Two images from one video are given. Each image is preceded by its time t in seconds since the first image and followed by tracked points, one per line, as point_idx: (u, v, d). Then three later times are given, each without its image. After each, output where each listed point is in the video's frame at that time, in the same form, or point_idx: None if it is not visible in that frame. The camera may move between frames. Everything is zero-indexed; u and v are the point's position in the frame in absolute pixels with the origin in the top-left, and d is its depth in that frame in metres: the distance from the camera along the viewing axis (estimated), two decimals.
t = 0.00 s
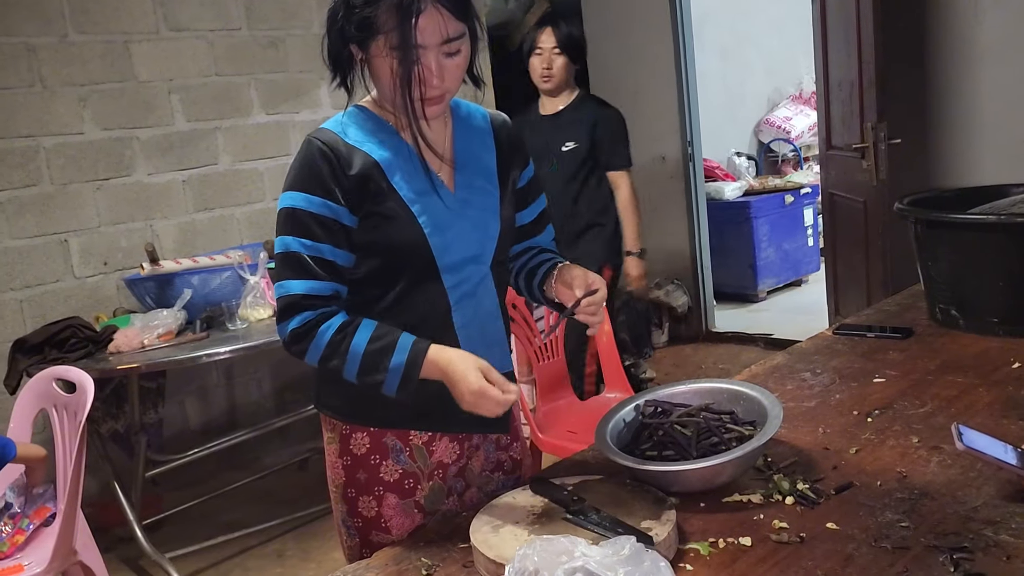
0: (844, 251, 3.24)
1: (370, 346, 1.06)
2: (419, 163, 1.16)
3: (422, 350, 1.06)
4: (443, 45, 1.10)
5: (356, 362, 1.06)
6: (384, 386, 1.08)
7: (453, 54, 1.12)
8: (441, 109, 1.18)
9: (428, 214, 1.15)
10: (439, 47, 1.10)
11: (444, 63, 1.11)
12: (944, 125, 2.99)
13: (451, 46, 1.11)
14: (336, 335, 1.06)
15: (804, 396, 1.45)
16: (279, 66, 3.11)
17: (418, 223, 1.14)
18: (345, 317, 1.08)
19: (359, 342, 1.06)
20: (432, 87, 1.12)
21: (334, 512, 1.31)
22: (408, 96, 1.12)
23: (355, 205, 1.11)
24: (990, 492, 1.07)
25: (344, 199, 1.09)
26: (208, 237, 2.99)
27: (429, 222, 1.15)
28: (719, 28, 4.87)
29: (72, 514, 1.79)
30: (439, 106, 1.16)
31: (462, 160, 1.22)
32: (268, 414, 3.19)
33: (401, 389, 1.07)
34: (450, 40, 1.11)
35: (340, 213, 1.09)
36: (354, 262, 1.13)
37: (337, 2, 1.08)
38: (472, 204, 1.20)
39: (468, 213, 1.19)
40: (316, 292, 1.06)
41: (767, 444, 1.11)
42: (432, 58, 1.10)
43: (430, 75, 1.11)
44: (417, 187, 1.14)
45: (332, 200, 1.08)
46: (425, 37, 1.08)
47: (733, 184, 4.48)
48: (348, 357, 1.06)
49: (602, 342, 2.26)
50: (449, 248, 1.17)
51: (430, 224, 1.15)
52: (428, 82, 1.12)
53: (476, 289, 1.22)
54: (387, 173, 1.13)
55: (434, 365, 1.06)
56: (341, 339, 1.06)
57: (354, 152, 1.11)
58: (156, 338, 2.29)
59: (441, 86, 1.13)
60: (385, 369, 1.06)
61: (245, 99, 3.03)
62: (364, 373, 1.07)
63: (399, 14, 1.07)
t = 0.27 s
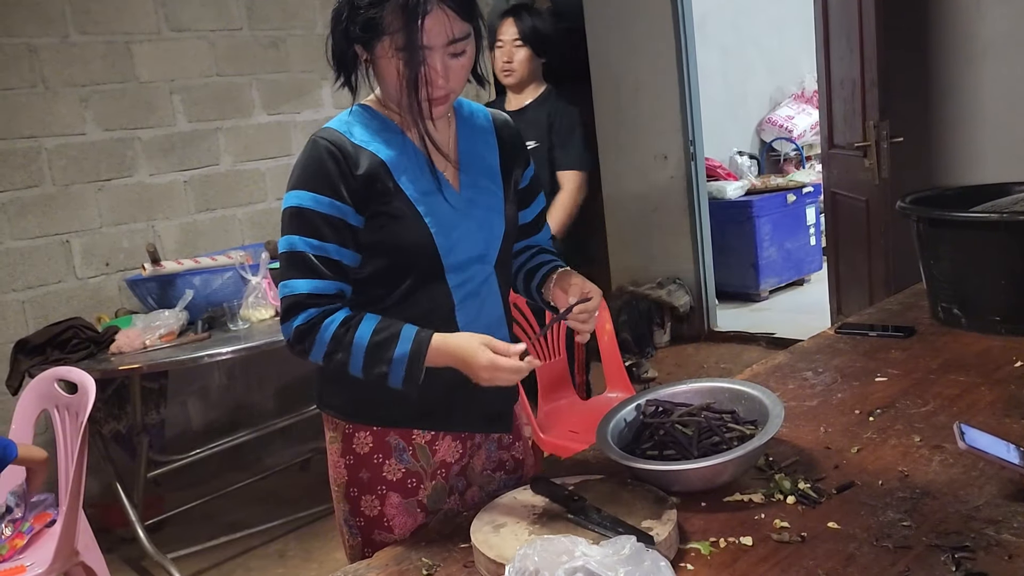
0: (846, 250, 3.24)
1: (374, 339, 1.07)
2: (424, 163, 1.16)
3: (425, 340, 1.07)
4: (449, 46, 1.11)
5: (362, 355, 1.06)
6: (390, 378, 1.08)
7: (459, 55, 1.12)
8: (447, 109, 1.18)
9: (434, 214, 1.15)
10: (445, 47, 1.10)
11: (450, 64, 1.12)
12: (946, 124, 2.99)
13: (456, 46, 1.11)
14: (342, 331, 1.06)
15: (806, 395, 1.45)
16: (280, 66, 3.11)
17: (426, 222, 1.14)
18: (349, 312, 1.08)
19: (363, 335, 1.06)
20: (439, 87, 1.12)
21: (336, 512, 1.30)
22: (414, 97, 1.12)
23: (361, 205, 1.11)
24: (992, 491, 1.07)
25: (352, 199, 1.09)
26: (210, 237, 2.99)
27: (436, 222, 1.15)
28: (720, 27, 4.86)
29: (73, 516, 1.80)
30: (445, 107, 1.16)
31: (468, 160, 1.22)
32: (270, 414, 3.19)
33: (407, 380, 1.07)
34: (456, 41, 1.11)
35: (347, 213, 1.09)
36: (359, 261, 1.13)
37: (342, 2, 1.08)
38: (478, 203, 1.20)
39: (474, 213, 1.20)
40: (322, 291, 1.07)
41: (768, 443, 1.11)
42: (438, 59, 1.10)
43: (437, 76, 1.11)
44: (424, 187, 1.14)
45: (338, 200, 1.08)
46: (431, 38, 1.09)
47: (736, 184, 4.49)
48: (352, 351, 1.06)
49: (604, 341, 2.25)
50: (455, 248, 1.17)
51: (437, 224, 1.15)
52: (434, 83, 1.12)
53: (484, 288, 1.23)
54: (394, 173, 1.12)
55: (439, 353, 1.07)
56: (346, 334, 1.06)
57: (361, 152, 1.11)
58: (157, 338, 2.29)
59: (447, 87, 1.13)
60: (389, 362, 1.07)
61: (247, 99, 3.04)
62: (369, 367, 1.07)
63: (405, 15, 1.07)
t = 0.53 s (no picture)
0: (849, 249, 3.23)
1: (370, 322, 1.05)
2: (427, 160, 1.16)
3: (420, 319, 1.06)
4: (452, 44, 1.10)
5: (360, 339, 1.05)
6: (388, 363, 1.06)
7: (462, 53, 1.12)
8: (451, 108, 1.18)
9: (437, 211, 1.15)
10: (448, 46, 1.10)
11: (453, 62, 1.11)
12: (949, 123, 2.98)
13: (458, 45, 1.11)
14: (340, 319, 1.05)
15: (809, 395, 1.45)
16: (282, 66, 3.11)
17: (428, 220, 1.14)
18: (347, 301, 1.08)
19: (357, 320, 1.05)
20: (442, 85, 1.12)
21: (341, 510, 1.31)
22: (418, 94, 1.12)
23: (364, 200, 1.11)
24: (996, 491, 1.06)
25: (354, 195, 1.09)
26: (213, 237, 3.00)
27: (439, 219, 1.14)
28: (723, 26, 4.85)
29: (77, 515, 1.80)
30: (449, 105, 1.16)
31: (472, 158, 1.21)
32: (274, 413, 3.20)
33: (405, 362, 1.06)
34: (458, 39, 1.11)
35: (349, 209, 1.09)
36: (361, 258, 1.13)
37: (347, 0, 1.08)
38: (481, 201, 1.20)
39: (477, 211, 1.19)
40: (323, 284, 1.07)
41: (771, 443, 1.11)
42: (441, 57, 1.10)
43: (439, 74, 1.11)
44: (427, 184, 1.14)
45: (340, 195, 1.08)
46: (434, 36, 1.08)
47: (739, 183, 4.50)
48: (350, 336, 1.05)
49: (607, 340, 2.25)
50: (457, 245, 1.17)
51: (439, 221, 1.15)
52: (437, 81, 1.11)
53: (486, 286, 1.23)
54: (396, 169, 1.12)
55: (434, 331, 1.06)
56: (344, 321, 1.05)
57: (364, 148, 1.11)
58: (161, 338, 2.29)
59: (450, 85, 1.13)
60: (387, 343, 1.05)
61: (249, 99, 3.04)
62: (368, 354, 1.06)
63: (408, 14, 1.06)
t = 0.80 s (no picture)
0: (852, 250, 3.23)
1: (365, 312, 1.05)
2: (431, 159, 1.16)
3: (412, 305, 1.06)
4: (454, 41, 1.10)
5: (355, 330, 1.05)
6: (386, 350, 1.06)
7: (465, 51, 1.12)
8: (455, 106, 1.17)
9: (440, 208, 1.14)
10: (450, 43, 1.09)
11: (455, 59, 1.11)
12: (951, 124, 2.98)
13: (461, 42, 1.11)
14: (337, 310, 1.05)
15: (813, 396, 1.44)
16: (285, 66, 3.11)
17: (431, 217, 1.13)
18: (345, 293, 1.08)
19: (353, 311, 1.05)
20: (445, 83, 1.11)
21: (346, 510, 1.31)
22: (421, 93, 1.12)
23: (367, 197, 1.10)
24: (1003, 492, 1.06)
25: (357, 192, 1.09)
26: (215, 237, 2.99)
27: (442, 216, 1.14)
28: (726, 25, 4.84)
29: (80, 516, 1.80)
30: (453, 103, 1.16)
31: (478, 157, 1.21)
32: (276, 413, 3.19)
33: (401, 350, 1.06)
34: (461, 36, 1.10)
35: (352, 206, 1.09)
36: (363, 256, 1.12)
37: None
38: (485, 199, 1.19)
39: (481, 210, 1.18)
40: (323, 280, 1.07)
41: (776, 444, 1.10)
42: (443, 55, 1.09)
43: (442, 71, 1.10)
44: (431, 181, 1.14)
45: (342, 192, 1.08)
46: (435, 33, 1.08)
47: (740, 183, 4.47)
48: (346, 327, 1.05)
49: (610, 341, 2.24)
50: (461, 244, 1.16)
51: (443, 218, 1.14)
52: (440, 79, 1.11)
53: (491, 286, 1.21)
54: (400, 166, 1.12)
55: (428, 313, 1.05)
56: (340, 312, 1.05)
57: (368, 146, 1.11)
58: (163, 339, 2.29)
59: (454, 83, 1.12)
60: (382, 331, 1.05)
61: (252, 99, 3.03)
62: (365, 343, 1.06)
63: (409, 11, 1.06)
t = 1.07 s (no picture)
0: (856, 248, 3.22)
1: (357, 293, 1.06)
2: (434, 158, 1.14)
3: (400, 282, 1.05)
4: (453, 41, 1.08)
5: (349, 311, 1.05)
6: (379, 330, 1.07)
7: (467, 50, 1.09)
8: (463, 107, 1.15)
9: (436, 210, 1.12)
10: (449, 43, 1.07)
11: (456, 60, 1.09)
12: (956, 122, 2.97)
13: (461, 42, 1.08)
14: (332, 295, 1.06)
15: (819, 394, 1.44)
16: (288, 63, 3.10)
17: (424, 219, 1.11)
18: (344, 281, 1.09)
19: (346, 294, 1.06)
20: (446, 83, 1.10)
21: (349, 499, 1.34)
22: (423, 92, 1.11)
23: (366, 194, 1.10)
24: (1011, 491, 1.05)
25: (359, 188, 1.09)
26: (218, 235, 2.99)
27: (434, 219, 1.12)
28: (729, 23, 4.83)
29: (84, 514, 1.80)
30: (459, 104, 1.14)
31: (484, 158, 1.17)
32: (279, 412, 3.19)
33: (392, 328, 1.06)
34: (461, 35, 1.08)
35: (353, 201, 1.09)
36: (367, 249, 1.13)
37: None
38: (486, 203, 1.16)
39: (481, 213, 1.15)
40: (324, 272, 1.08)
41: (783, 443, 1.10)
42: (442, 55, 1.08)
43: (442, 72, 1.09)
44: (429, 182, 1.12)
45: (342, 187, 1.08)
46: (432, 32, 1.06)
47: (744, 182, 4.46)
48: (339, 310, 1.06)
49: (614, 339, 2.23)
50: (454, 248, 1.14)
51: (434, 221, 1.12)
52: (441, 79, 1.09)
53: (483, 290, 1.18)
54: (399, 166, 1.11)
55: (412, 292, 1.04)
56: (335, 296, 1.06)
57: (370, 143, 1.10)
58: (167, 336, 2.28)
59: (455, 82, 1.10)
60: (372, 310, 1.05)
61: (255, 97, 3.03)
62: (358, 324, 1.06)
63: (407, 12, 1.06)
